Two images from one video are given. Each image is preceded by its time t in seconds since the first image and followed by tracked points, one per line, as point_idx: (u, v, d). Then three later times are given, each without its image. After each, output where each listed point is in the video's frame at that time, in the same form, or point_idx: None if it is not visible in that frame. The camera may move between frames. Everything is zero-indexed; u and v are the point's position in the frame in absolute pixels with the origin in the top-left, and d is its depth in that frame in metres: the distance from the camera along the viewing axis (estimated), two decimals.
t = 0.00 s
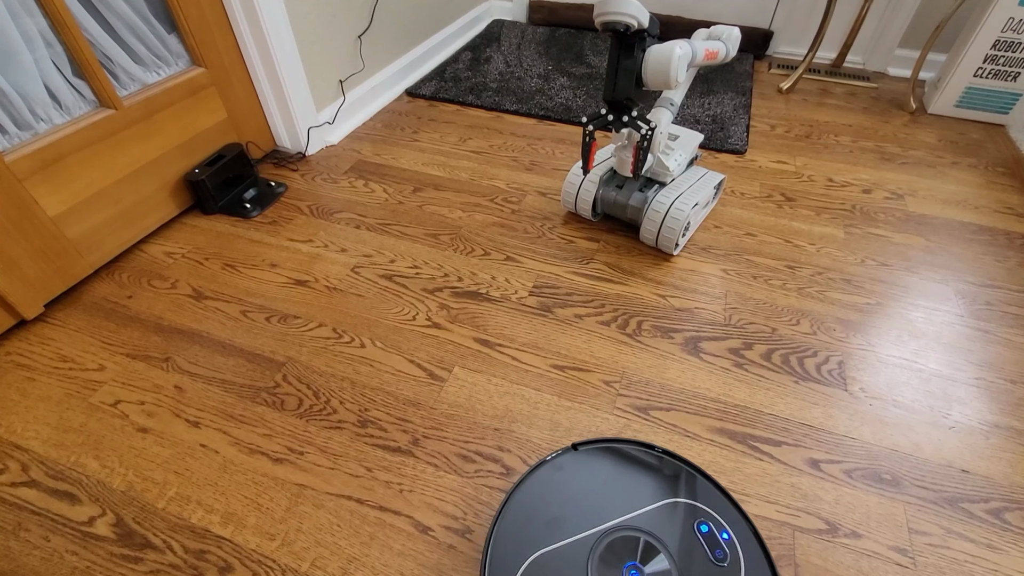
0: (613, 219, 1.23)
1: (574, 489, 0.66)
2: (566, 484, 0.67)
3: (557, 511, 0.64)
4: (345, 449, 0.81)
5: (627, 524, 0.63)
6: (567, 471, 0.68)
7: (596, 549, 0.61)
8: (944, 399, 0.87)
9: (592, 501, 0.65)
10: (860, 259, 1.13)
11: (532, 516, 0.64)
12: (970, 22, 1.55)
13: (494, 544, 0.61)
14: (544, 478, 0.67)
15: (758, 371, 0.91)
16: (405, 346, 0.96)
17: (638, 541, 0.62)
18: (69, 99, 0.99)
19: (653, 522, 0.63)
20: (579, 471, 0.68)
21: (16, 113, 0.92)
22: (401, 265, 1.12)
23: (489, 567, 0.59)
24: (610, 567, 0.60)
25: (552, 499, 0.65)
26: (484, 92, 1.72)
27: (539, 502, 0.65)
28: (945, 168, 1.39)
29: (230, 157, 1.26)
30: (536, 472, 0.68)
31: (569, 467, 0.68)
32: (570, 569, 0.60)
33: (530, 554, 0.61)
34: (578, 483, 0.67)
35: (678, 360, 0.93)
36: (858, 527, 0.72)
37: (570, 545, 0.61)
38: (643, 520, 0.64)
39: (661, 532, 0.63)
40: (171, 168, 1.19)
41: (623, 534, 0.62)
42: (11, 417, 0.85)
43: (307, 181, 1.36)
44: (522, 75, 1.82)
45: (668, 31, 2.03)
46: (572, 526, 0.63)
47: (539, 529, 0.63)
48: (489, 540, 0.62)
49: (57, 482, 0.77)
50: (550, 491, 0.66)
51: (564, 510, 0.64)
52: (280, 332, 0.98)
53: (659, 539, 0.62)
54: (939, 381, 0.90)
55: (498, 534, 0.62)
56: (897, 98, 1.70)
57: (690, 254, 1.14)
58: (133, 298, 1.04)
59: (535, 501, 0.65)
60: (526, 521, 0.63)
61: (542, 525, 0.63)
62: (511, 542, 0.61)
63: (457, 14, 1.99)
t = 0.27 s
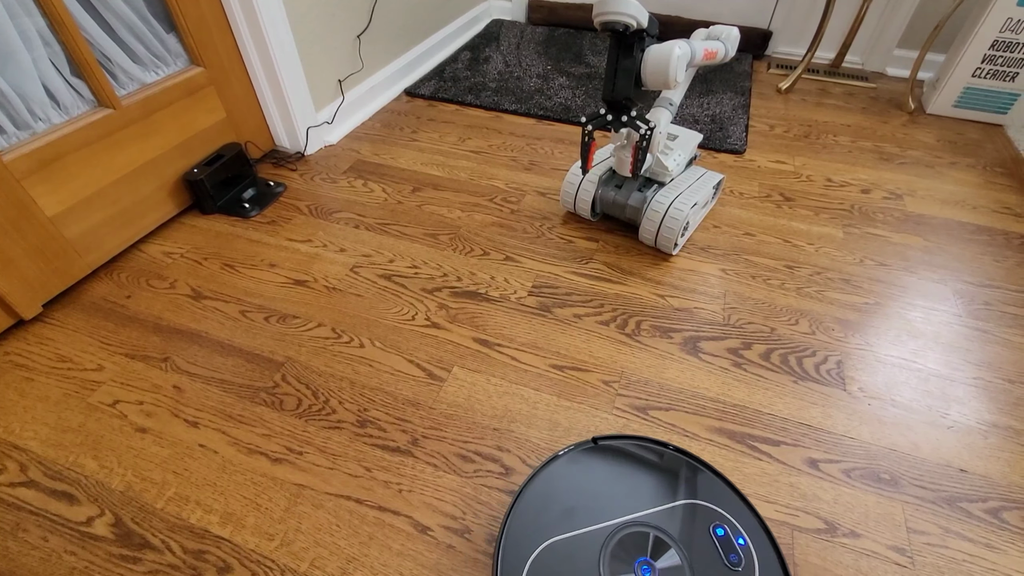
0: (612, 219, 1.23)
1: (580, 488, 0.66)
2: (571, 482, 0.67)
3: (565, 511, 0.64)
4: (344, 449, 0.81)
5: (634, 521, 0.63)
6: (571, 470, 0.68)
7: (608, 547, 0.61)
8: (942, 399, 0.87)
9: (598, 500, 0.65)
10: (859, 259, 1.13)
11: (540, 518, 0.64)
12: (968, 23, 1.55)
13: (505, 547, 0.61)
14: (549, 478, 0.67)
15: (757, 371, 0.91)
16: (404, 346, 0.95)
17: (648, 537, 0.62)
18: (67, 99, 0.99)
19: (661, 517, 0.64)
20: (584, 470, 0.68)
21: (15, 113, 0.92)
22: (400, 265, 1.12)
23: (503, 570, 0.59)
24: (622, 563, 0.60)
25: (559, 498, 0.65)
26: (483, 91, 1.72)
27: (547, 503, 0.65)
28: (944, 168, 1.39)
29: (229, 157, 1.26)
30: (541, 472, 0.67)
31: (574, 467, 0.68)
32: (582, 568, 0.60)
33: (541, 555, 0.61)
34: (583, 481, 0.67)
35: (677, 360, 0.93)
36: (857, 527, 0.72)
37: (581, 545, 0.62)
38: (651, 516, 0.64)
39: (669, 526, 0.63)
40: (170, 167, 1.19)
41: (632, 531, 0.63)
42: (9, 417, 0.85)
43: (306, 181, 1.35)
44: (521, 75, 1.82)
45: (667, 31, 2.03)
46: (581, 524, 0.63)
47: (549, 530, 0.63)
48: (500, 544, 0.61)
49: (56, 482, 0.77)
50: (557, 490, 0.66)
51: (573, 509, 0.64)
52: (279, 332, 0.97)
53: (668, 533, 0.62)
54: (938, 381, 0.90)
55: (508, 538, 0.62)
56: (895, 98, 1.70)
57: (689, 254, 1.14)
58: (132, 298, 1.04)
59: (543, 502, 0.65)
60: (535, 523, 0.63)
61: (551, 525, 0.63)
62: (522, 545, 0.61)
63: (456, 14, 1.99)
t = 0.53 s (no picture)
0: (611, 219, 1.23)
1: (588, 488, 0.66)
2: (578, 482, 0.67)
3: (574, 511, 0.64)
4: (343, 449, 0.81)
5: (644, 518, 0.64)
6: (577, 470, 0.68)
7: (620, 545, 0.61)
8: (941, 399, 0.87)
9: (606, 500, 0.65)
10: (858, 259, 1.13)
11: (550, 520, 0.64)
12: (966, 23, 1.56)
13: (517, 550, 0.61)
14: (556, 479, 0.67)
15: (756, 371, 0.91)
16: (404, 346, 0.95)
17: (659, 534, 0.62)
18: (66, 99, 0.99)
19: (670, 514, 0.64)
20: (590, 470, 0.68)
21: (13, 113, 0.92)
22: (399, 265, 1.12)
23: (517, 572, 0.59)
24: (635, 561, 0.60)
25: (568, 498, 0.65)
26: (482, 91, 1.72)
27: (555, 504, 0.65)
28: (943, 168, 1.39)
29: (228, 157, 1.26)
30: (549, 474, 0.67)
31: (579, 467, 0.68)
32: (596, 569, 0.60)
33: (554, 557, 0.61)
34: (590, 481, 0.67)
35: (676, 359, 0.93)
36: (856, 527, 0.72)
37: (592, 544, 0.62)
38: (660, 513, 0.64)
39: (679, 522, 0.63)
40: (169, 167, 1.18)
41: (642, 528, 0.63)
42: (8, 417, 0.84)
43: (305, 181, 1.35)
44: (520, 75, 1.82)
45: (666, 31, 2.04)
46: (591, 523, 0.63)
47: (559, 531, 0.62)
48: (512, 548, 0.61)
49: (54, 482, 0.77)
50: (564, 491, 0.66)
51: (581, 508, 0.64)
52: (278, 332, 0.97)
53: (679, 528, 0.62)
54: (937, 380, 0.90)
55: (519, 542, 0.62)
56: (894, 98, 1.70)
57: (688, 254, 1.14)
58: (131, 299, 1.04)
59: (551, 504, 0.65)
60: (545, 524, 0.63)
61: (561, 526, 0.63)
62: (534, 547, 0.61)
63: (455, 14, 1.99)
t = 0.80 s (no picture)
0: (609, 218, 1.23)
1: (597, 489, 0.66)
2: (586, 484, 0.67)
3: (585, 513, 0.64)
4: (341, 450, 0.80)
5: (655, 518, 0.64)
6: (585, 472, 0.68)
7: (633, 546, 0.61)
8: (939, 397, 0.87)
9: (615, 500, 0.65)
10: (856, 258, 1.13)
11: (562, 522, 0.63)
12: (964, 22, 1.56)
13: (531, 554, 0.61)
14: (565, 481, 0.67)
15: (754, 370, 0.91)
16: (402, 346, 0.95)
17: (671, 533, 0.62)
18: (62, 99, 0.98)
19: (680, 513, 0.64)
20: (597, 471, 0.68)
21: (8, 113, 0.91)
22: (397, 265, 1.12)
23: None
24: (649, 561, 0.60)
25: (578, 501, 0.65)
26: (480, 91, 1.72)
27: (566, 506, 0.65)
28: (940, 167, 1.39)
29: (225, 157, 1.25)
30: (557, 477, 0.67)
31: (586, 468, 0.68)
32: (612, 570, 0.60)
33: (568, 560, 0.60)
34: (599, 482, 0.67)
35: (675, 359, 0.93)
36: (854, 526, 0.72)
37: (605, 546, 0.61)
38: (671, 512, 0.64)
39: (690, 519, 0.64)
40: (166, 168, 1.18)
41: (655, 527, 0.63)
42: (5, 419, 0.84)
43: (302, 181, 1.35)
44: (517, 74, 1.82)
45: (664, 30, 2.04)
46: (603, 524, 0.63)
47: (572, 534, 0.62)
48: (527, 554, 0.61)
49: (51, 484, 0.77)
50: (573, 493, 0.66)
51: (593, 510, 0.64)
52: (275, 333, 0.97)
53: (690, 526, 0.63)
54: (934, 379, 0.90)
55: (533, 547, 0.61)
56: (892, 97, 1.70)
57: (685, 253, 1.14)
58: (128, 300, 1.04)
59: (561, 509, 0.64)
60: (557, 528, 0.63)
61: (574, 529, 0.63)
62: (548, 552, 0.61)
63: (453, 14, 1.99)
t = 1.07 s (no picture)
0: (606, 216, 1.24)
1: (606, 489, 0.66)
2: (595, 485, 0.66)
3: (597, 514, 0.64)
4: (338, 449, 0.80)
5: (666, 514, 0.64)
6: (592, 472, 0.68)
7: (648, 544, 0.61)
8: (934, 392, 0.88)
9: (624, 500, 0.65)
10: (851, 254, 1.13)
11: (575, 525, 0.63)
12: (958, 18, 1.56)
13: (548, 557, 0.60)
14: (572, 483, 0.67)
15: (750, 367, 0.91)
16: (398, 345, 0.95)
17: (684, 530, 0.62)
18: (57, 101, 0.98)
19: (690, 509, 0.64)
20: (603, 472, 0.68)
21: (4, 115, 0.91)
22: (393, 264, 1.12)
23: None
24: (666, 557, 0.60)
25: (590, 501, 0.65)
26: (476, 90, 1.72)
27: (578, 507, 0.64)
28: (935, 163, 1.40)
29: (221, 158, 1.25)
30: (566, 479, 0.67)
31: (592, 470, 0.68)
32: (630, 570, 0.59)
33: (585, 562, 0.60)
34: (608, 483, 0.67)
35: (671, 356, 0.93)
36: (850, 520, 0.72)
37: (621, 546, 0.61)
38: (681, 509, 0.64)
39: (700, 514, 0.64)
40: (162, 169, 1.18)
41: (667, 524, 0.63)
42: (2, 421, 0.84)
43: (298, 182, 1.35)
44: (513, 74, 1.82)
45: (659, 29, 2.04)
46: (616, 524, 0.63)
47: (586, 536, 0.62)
48: (543, 558, 0.60)
49: (49, 486, 0.77)
50: (582, 494, 0.66)
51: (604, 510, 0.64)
52: (272, 333, 0.97)
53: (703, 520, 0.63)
54: (929, 373, 0.90)
55: (548, 551, 0.61)
56: (887, 94, 1.71)
57: (682, 251, 1.15)
58: (124, 301, 1.04)
59: (571, 511, 0.64)
60: (571, 530, 0.62)
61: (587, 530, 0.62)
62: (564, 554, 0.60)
63: (449, 14, 1.99)
